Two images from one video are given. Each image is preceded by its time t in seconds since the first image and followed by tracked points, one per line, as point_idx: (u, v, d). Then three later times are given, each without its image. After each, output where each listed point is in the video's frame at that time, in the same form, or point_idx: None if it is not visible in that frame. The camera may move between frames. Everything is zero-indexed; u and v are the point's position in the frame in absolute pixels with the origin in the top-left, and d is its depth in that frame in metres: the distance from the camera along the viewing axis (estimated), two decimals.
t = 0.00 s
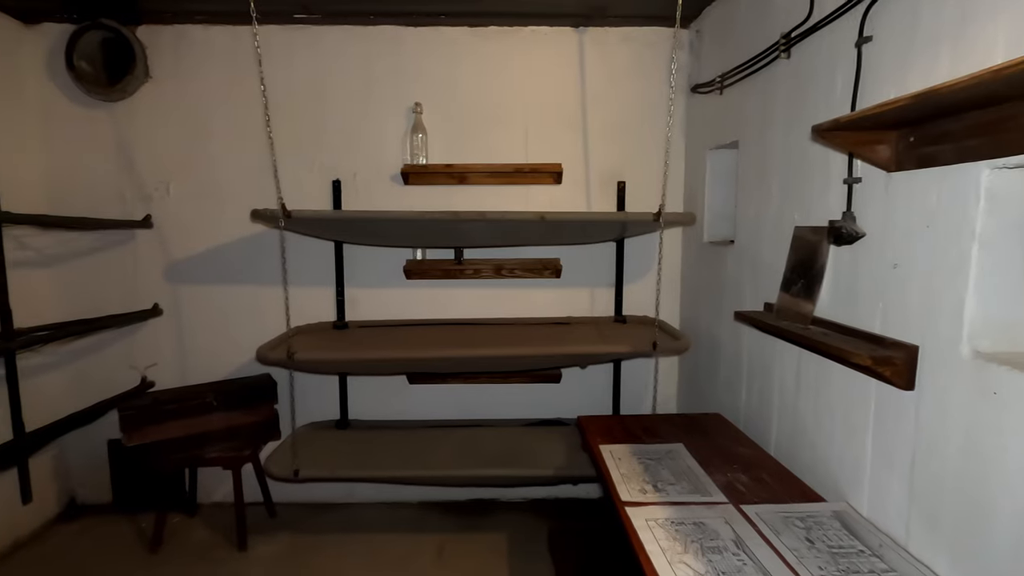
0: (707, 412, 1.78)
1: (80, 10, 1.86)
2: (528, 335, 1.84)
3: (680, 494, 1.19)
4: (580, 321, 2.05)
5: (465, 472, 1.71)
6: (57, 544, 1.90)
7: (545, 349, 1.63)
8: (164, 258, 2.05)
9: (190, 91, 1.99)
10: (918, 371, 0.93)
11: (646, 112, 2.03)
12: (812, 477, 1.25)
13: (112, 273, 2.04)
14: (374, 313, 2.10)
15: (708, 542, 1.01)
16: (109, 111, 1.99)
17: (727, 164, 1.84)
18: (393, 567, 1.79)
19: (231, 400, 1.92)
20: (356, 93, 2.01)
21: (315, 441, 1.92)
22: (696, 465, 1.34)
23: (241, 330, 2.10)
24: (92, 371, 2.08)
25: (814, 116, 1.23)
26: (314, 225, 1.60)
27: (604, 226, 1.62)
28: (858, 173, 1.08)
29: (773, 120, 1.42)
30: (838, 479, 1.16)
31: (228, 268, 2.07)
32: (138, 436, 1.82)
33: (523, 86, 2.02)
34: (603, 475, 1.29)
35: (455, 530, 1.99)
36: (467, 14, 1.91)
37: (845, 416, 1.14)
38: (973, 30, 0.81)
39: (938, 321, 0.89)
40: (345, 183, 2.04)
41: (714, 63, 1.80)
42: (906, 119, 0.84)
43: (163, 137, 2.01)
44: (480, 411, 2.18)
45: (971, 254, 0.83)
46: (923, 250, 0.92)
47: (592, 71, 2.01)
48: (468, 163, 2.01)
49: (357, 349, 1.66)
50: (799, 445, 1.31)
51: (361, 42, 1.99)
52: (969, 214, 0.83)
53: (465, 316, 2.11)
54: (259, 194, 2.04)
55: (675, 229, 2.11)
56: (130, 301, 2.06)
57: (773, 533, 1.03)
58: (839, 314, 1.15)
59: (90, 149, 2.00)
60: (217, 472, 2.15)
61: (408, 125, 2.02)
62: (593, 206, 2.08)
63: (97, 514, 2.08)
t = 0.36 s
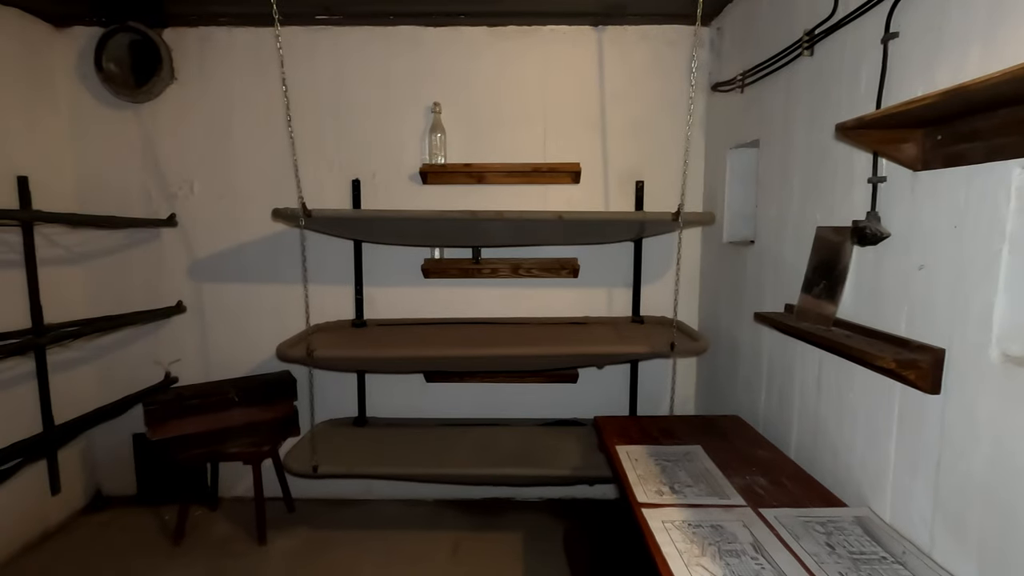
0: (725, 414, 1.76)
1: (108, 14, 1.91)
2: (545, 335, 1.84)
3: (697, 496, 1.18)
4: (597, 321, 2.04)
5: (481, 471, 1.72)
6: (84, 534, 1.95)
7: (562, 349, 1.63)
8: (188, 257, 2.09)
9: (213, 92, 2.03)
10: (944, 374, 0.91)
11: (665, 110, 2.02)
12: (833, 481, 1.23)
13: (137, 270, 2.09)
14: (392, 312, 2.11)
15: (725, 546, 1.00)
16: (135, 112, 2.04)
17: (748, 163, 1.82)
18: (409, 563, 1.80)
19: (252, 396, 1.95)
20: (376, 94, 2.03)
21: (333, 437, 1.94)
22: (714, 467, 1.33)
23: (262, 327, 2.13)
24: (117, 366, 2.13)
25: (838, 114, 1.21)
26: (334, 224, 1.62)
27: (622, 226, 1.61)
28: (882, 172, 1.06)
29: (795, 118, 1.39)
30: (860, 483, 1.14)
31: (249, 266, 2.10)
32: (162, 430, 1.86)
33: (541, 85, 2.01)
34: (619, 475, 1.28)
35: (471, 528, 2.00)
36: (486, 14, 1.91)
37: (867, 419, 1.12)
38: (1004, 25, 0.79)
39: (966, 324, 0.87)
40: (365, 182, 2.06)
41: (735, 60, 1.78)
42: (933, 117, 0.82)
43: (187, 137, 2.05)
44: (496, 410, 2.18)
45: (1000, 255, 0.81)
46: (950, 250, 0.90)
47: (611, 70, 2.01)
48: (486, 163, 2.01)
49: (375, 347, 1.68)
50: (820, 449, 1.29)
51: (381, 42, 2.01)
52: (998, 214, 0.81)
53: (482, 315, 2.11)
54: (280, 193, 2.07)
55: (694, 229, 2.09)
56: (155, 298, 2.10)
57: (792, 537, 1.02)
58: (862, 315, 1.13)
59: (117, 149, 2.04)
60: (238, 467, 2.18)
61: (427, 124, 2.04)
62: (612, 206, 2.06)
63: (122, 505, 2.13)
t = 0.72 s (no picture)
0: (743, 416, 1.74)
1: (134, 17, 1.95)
2: (560, 334, 1.83)
3: (714, 498, 1.17)
4: (613, 321, 2.03)
5: (497, 470, 1.72)
6: (109, 526, 1.99)
7: (578, 348, 1.62)
8: (210, 255, 2.13)
9: (235, 93, 2.06)
10: (970, 377, 0.88)
11: (685, 109, 2.00)
12: (854, 485, 1.21)
13: (161, 269, 2.13)
14: (409, 311, 2.13)
15: (743, 549, 0.99)
16: (159, 113, 2.08)
17: (768, 162, 1.80)
18: (425, 560, 1.82)
19: (271, 393, 1.98)
20: (394, 94, 2.04)
21: (351, 435, 1.96)
22: (732, 469, 1.31)
23: (281, 325, 2.16)
24: (141, 362, 2.17)
25: (861, 111, 1.19)
26: (352, 224, 1.64)
27: (639, 225, 1.60)
28: (907, 170, 1.04)
29: (817, 115, 1.37)
30: (882, 487, 1.12)
31: (269, 264, 2.13)
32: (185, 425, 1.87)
33: (558, 84, 2.01)
34: (635, 476, 1.27)
35: (486, 527, 2.00)
36: (504, 13, 1.91)
37: (890, 422, 1.10)
38: None
39: (994, 327, 0.84)
40: (382, 182, 2.08)
41: (756, 58, 1.76)
42: (959, 114, 0.80)
43: (209, 138, 2.08)
44: (512, 410, 2.18)
45: None
46: (976, 250, 0.88)
47: (629, 68, 1.99)
48: (503, 162, 2.01)
49: (392, 345, 1.69)
50: (841, 452, 1.26)
51: (399, 42, 2.02)
52: None
53: (498, 314, 2.11)
54: (299, 192, 2.10)
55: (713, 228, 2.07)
56: (178, 296, 2.15)
57: (811, 541, 1.01)
58: (885, 316, 1.11)
59: (142, 150, 2.09)
60: (257, 462, 2.22)
61: (444, 124, 2.04)
62: (629, 205, 2.05)
63: (146, 499, 2.17)
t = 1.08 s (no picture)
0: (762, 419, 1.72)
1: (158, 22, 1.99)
2: (575, 335, 1.83)
3: (731, 502, 1.16)
4: (630, 323, 2.02)
5: (511, 470, 1.72)
6: (132, 520, 2.04)
7: (594, 349, 1.62)
8: (230, 255, 2.16)
9: (255, 96, 2.09)
10: (996, 382, 0.86)
11: (703, 108, 1.98)
12: (875, 490, 1.19)
13: (183, 268, 2.17)
14: (425, 311, 2.14)
15: (760, 553, 0.98)
16: (182, 116, 2.11)
17: (788, 162, 1.77)
18: (440, 559, 1.82)
19: (289, 391, 2.00)
20: (411, 95, 2.05)
21: (367, 433, 1.98)
22: (749, 473, 1.30)
23: (300, 324, 2.19)
24: (164, 360, 2.22)
25: (883, 109, 1.16)
26: (370, 224, 1.65)
27: (655, 226, 1.59)
28: (930, 169, 1.02)
29: (838, 114, 1.35)
30: (905, 493, 1.09)
31: (288, 265, 2.16)
32: (205, 422, 1.91)
33: (575, 84, 2.01)
34: (651, 478, 1.26)
35: (501, 527, 2.00)
36: (521, 14, 1.91)
37: (912, 427, 1.08)
38: None
39: (1021, 330, 0.82)
40: (399, 183, 2.09)
41: (776, 56, 1.73)
42: (986, 112, 0.79)
43: (230, 140, 2.12)
44: (527, 410, 2.18)
45: None
46: (1002, 251, 0.86)
47: (646, 68, 1.98)
48: (519, 162, 2.00)
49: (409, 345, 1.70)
50: (862, 457, 1.24)
51: (417, 44, 2.03)
52: None
53: (514, 315, 2.12)
54: (317, 193, 2.12)
55: (731, 229, 2.05)
56: (199, 295, 2.18)
57: (830, 546, 0.99)
58: (908, 318, 1.09)
59: (165, 152, 2.13)
60: (275, 460, 2.25)
61: (461, 125, 2.05)
62: (646, 205, 2.04)
63: (167, 494, 2.22)
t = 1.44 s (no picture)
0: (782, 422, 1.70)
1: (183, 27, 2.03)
2: (592, 336, 1.83)
3: (750, 505, 1.15)
4: (648, 324, 2.01)
5: (529, 470, 1.72)
6: (157, 514, 2.08)
7: (611, 350, 1.61)
8: (252, 256, 2.20)
9: (277, 99, 2.13)
10: None
11: (722, 107, 1.96)
12: (899, 495, 1.17)
13: (207, 268, 2.21)
14: (443, 311, 2.15)
15: (780, 558, 0.96)
16: (206, 119, 2.16)
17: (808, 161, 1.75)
18: (457, 558, 1.83)
19: (309, 389, 2.03)
20: (429, 97, 2.07)
21: (386, 432, 2.00)
22: (769, 476, 1.28)
23: (320, 324, 2.21)
24: (188, 358, 2.26)
25: (909, 107, 1.14)
26: (388, 225, 1.67)
27: (674, 226, 1.58)
28: (958, 168, 1.00)
29: (862, 112, 1.33)
30: (930, 499, 1.07)
31: (308, 265, 2.19)
32: (227, 419, 1.95)
33: (593, 84, 2.00)
34: (668, 481, 1.26)
35: (518, 527, 2.01)
36: (539, 15, 1.91)
37: (938, 432, 1.05)
38: None
39: None
40: (417, 183, 2.11)
41: (797, 54, 1.71)
42: (1016, 110, 0.76)
43: (252, 142, 2.15)
44: (544, 411, 2.18)
45: None
46: None
47: (665, 67, 1.97)
48: (536, 163, 2.00)
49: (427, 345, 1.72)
50: (885, 462, 1.22)
51: (435, 45, 2.04)
52: None
53: (531, 315, 2.12)
54: (337, 194, 2.15)
55: (751, 229, 2.02)
56: (222, 294, 2.22)
57: (852, 552, 0.97)
58: (934, 320, 1.06)
59: (190, 155, 2.17)
60: (296, 457, 2.28)
61: (478, 125, 2.06)
62: (664, 206, 2.03)
63: (191, 489, 2.26)
